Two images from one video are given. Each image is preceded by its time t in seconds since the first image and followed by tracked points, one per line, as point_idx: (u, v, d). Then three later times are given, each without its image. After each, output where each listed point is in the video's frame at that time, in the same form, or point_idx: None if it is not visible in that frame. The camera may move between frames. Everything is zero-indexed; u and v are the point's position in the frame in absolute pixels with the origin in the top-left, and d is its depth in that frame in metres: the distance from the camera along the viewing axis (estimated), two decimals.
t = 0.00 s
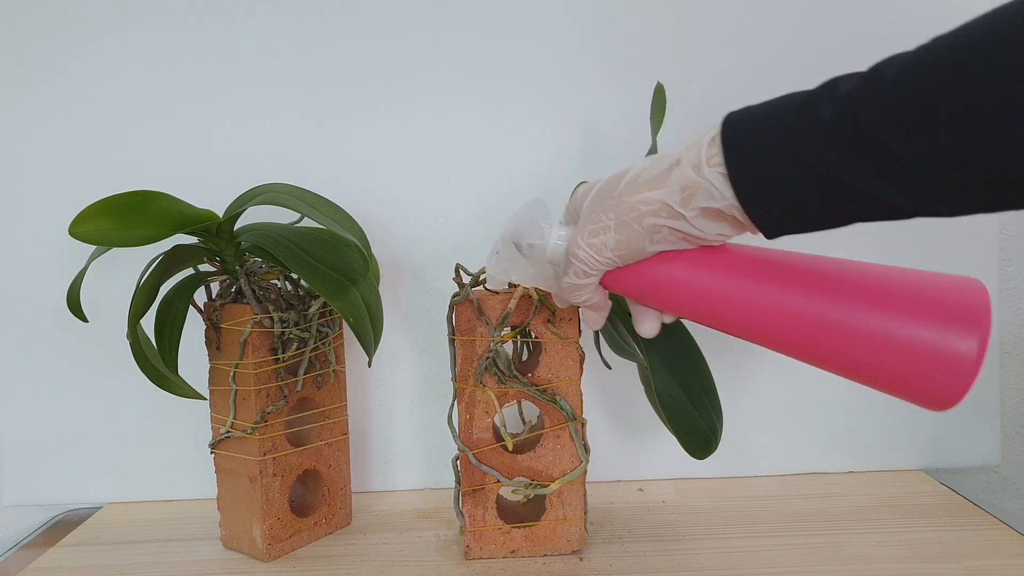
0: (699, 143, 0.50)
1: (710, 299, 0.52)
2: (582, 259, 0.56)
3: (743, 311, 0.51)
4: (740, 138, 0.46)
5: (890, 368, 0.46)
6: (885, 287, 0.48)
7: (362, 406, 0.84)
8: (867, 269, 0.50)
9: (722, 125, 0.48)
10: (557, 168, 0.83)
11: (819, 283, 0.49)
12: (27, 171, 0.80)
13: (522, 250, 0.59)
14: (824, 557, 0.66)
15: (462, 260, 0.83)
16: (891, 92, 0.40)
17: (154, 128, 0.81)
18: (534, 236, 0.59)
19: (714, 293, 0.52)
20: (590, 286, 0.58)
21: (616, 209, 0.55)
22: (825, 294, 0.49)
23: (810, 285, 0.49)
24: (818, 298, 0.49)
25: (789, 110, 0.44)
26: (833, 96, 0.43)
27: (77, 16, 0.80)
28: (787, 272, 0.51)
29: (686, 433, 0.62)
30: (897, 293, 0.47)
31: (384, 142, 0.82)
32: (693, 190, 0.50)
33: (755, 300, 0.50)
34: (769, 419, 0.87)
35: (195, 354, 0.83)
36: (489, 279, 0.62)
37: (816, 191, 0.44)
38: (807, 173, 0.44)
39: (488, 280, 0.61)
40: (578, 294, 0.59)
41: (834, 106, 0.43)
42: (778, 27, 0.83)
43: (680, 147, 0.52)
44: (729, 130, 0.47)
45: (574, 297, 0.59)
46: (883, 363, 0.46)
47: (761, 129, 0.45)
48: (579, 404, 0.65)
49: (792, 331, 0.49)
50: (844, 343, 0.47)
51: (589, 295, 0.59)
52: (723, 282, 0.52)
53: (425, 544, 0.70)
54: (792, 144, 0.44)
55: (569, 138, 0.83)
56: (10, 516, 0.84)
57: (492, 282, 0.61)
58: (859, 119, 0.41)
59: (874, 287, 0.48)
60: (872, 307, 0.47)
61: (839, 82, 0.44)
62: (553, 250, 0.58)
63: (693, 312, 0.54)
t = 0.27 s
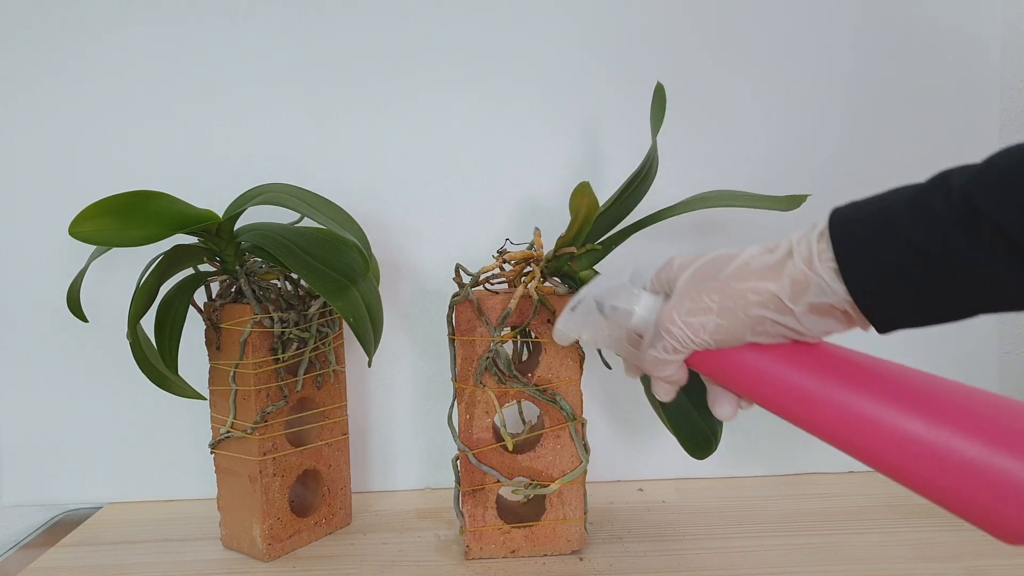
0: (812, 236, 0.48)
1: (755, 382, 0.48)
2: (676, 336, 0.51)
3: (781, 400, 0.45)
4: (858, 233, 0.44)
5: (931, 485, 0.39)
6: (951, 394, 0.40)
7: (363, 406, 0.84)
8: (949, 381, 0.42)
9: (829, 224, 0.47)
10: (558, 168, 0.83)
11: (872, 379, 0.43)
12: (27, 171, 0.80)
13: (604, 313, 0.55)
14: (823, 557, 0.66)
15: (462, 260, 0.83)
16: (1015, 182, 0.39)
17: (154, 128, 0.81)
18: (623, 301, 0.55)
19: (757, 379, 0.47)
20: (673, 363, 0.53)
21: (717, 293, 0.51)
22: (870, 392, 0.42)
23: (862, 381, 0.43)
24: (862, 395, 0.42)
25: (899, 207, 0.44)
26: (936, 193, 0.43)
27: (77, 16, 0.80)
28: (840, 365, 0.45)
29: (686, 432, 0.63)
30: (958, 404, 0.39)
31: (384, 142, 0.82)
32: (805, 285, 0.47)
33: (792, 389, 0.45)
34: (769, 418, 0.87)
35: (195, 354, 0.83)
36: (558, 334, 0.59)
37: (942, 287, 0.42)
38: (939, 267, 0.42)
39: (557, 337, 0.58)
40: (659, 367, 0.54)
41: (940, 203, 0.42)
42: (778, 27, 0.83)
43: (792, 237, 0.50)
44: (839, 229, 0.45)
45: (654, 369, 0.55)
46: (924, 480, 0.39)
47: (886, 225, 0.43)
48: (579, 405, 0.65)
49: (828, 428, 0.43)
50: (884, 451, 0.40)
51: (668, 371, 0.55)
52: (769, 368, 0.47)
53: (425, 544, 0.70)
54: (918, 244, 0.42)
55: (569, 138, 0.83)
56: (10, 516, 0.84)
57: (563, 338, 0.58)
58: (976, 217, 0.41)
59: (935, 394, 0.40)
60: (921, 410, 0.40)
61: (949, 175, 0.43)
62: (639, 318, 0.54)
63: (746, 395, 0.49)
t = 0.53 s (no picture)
0: (879, 293, 0.52)
1: (800, 433, 0.51)
2: (748, 389, 0.53)
3: (821, 447, 0.49)
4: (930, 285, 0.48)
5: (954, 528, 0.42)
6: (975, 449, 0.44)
7: (363, 406, 0.84)
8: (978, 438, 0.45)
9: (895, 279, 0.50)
10: (558, 168, 0.83)
11: (906, 431, 0.46)
12: (27, 171, 0.80)
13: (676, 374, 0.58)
14: (823, 557, 0.66)
15: (462, 260, 0.83)
16: None
17: (154, 128, 0.81)
18: (694, 361, 0.58)
19: (801, 429, 0.51)
20: (745, 418, 0.55)
21: (790, 346, 0.54)
22: (902, 442, 0.45)
23: (894, 433, 0.46)
24: (894, 444, 0.45)
25: (966, 263, 0.47)
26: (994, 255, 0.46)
27: (76, 15, 0.80)
28: (878, 420, 0.48)
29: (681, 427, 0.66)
30: (981, 457, 0.43)
31: (384, 142, 0.82)
32: (873, 337, 0.51)
33: (831, 438, 0.48)
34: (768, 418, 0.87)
35: (196, 354, 0.83)
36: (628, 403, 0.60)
37: (993, 345, 0.46)
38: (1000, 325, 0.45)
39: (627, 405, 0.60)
40: (732, 424, 0.56)
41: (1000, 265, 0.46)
42: (778, 27, 0.83)
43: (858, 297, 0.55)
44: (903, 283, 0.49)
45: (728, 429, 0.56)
46: (948, 523, 0.42)
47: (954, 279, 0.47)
48: (579, 405, 0.65)
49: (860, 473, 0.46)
50: (911, 496, 0.43)
51: (740, 429, 0.56)
52: (813, 418, 0.50)
53: (425, 544, 0.70)
54: (974, 300, 0.46)
55: (569, 137, 0.83)
56: (10, 515, 0.84)
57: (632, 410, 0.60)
58: None
59: (962, 447, 0.44)
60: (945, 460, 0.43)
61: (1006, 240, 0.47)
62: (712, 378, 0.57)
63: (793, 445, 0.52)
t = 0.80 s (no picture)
0: (924, 286, 0.52)
1: (818, 413, 0.49)
2: (780, 346, 0.52)
3: (835, 429, 0.47)
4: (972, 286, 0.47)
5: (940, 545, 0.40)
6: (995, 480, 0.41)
7: (363, 406, 0.84)
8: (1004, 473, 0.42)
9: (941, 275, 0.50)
10: (558, 168, 0.83)
11: (928, 441, 0.44)
12: (26, 171, 0.80)
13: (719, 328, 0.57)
14: (823, 557, 0.66)
15: (462, 260, 0.83)
16: None
17: (154, 129, 0.81)
18: (741, 319, 0.57)
19: (820, 410, 0.49)
20: (768, 378, 0.53)
21: (827, 320, 0.54)
22: (919, 450, 0.43)
23: (916, 438, 0.44)
24: (909, 446, 0.43)
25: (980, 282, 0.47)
26: None
27: (76, 16, 0.80)
28: (904, 421, 0.46)
29: (689, 436, 0.62)
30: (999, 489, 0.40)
31: (384, 142, 0.82)
32: (912, 327, 0.51)
33: (846, 424, 0.46)
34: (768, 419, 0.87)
35: (196, 354, 0.83)
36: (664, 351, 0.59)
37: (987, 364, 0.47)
38: None
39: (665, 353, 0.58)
40: (753, 382, 0.54)
41: None
42: (779, 28, 0.83)
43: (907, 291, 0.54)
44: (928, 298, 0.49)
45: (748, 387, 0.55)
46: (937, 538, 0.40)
47: (994, 281, 0.46)
48: (579, 405, 0.65)
49: (863, 466, 0.45)
50: (909, 501, 0.42)
51: (760, 390, 0.55)
52: (836, 403, 0.48)
53: (425, 544, 0.70)
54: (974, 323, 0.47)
55: (569, 137, 0.83)
56: (10, 516, 0.84)
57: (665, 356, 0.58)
58: None
59: (969, 461, 0.42)
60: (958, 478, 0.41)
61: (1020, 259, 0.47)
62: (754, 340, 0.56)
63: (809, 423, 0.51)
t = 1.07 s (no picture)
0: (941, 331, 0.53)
1: (829, 452, 0.51)
2: (801, 398, 0.53)
3: (845, 466, 0.49)
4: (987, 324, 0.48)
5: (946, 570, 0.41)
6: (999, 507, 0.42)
7: (363, 406, 0.84)
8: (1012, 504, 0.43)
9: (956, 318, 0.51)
10: (558, 168, 0.83)
11: (933, 473, 0.45)
12: (26, 171, 0.80)
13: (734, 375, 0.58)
14: (823, 557, 0.66)
15: (462, 260, 0.83)
16: None
17: (153, 128, 0.81)
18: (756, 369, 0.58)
19: (831, 450, 0.51)
20: (789, 429, 0.54)
21: (849, 367, 0.55)
22: (925, 481, 0.44)
23: (922, 471, 0.45)
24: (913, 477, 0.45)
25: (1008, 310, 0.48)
26: None
27: (76, 16, 0.80)
28: (912, 457, 0.47)
29: (688, 435, 0.62)
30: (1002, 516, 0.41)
31: (385, 142, 0.82)
32: (934, 373, 0.52)
33: (855, 459, 0.48)
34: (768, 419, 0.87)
35: (195, 354, 0.83)
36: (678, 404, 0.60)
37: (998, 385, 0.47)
38: None
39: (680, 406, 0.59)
40: (773, 433, 0.55)
41: None
42: (779, 27, 0.83)
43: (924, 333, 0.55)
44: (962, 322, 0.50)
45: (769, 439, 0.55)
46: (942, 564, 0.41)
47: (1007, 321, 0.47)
48: (579, 405, 0.65)
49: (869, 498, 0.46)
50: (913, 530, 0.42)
51: (781, 441, 0.55)
52: (846, 441, 0.50)
53: (425, 544, 0.70)
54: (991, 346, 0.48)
55: (570, 137, 0.83)
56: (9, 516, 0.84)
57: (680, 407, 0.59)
58: None
59: (982, 497, 0.43)
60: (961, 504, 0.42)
61: None
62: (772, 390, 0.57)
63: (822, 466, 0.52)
